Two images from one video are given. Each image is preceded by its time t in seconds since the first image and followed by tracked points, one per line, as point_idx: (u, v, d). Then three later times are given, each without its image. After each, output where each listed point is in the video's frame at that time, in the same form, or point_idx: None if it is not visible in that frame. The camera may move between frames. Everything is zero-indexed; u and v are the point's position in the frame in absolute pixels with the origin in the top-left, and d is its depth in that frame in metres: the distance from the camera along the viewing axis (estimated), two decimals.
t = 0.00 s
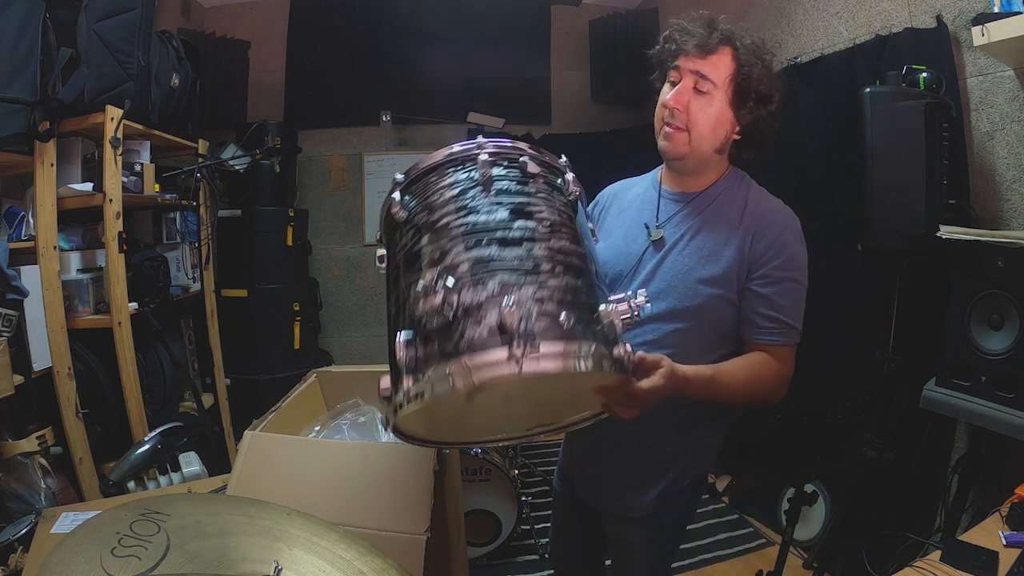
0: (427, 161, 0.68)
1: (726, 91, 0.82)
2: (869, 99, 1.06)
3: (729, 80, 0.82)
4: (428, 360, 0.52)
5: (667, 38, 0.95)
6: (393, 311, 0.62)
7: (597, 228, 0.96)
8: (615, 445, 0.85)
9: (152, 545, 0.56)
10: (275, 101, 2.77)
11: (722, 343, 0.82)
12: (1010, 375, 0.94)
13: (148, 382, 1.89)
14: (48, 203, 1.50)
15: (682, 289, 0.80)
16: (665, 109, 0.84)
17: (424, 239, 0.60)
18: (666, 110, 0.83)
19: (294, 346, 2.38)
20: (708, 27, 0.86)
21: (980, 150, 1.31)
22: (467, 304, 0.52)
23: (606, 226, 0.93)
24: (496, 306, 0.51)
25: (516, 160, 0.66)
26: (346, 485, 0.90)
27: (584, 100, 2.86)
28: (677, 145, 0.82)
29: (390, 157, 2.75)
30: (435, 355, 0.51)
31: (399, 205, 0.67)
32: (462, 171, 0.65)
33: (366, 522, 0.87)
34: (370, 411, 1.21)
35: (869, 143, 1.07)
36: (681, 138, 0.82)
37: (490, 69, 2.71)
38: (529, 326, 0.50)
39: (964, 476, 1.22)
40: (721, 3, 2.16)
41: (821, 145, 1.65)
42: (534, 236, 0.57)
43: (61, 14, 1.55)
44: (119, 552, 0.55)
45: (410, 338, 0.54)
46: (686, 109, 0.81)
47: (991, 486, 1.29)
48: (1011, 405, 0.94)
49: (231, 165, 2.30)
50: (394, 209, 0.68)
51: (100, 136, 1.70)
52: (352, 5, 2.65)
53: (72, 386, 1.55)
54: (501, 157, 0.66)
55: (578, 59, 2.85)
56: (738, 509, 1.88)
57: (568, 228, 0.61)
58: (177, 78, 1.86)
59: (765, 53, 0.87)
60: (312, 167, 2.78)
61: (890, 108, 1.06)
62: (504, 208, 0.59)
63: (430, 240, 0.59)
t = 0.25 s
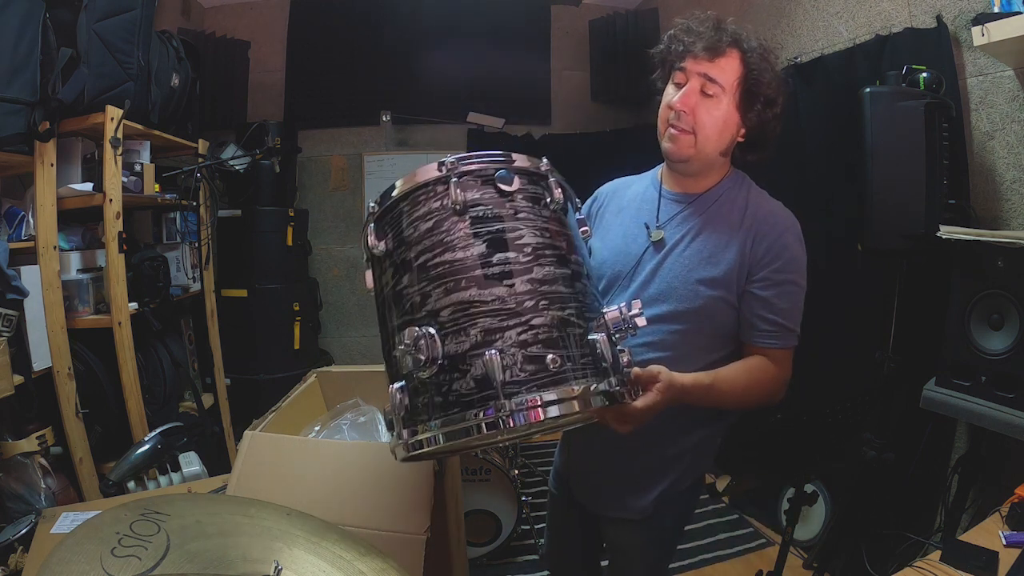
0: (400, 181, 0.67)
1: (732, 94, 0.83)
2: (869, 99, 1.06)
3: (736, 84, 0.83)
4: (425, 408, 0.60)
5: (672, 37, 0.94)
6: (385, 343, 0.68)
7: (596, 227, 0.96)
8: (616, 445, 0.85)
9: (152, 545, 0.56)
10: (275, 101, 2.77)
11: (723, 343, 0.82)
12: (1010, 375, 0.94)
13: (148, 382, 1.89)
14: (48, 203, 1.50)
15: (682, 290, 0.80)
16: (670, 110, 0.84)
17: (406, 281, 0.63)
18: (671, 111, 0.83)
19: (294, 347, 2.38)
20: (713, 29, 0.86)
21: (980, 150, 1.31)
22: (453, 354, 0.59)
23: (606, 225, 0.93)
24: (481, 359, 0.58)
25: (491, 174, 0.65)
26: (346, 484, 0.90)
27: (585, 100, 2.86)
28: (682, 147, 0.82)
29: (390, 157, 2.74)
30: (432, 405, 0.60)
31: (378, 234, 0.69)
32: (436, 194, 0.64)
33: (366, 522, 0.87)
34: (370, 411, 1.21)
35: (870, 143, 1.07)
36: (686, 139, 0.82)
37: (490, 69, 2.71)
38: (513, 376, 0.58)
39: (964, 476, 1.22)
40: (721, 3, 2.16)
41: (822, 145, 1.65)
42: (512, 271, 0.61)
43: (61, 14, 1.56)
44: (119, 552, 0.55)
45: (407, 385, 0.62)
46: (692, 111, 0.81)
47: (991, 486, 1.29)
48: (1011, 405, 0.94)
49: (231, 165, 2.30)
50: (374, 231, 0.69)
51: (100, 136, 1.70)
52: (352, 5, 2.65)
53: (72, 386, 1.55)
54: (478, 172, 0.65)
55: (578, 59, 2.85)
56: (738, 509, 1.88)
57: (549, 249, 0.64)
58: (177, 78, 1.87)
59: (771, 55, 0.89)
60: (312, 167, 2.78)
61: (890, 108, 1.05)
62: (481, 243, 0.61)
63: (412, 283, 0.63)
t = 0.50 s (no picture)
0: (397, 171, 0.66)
1: (725, 92, 0.83)
2: (869, 99, 1.06)
3: (729, 83, 0.84)
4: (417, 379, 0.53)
5: (666, 35, 0.95)
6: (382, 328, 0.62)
7: (591, 229, 0.96)
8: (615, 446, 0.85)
9: (153, 545, 0.56)
10: (275, 101, 2.77)
11: (722, 342, 0.82)
12: (1010, 375, 0.94)
13: (148, 382, 1.89)
14: (48, 203, 1.50)
15: (680, 289, 0.80)
16: (663, 109, 0.83)
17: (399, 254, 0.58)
18: (664, 110, 0.82)
19: (294, 346, 2.38)
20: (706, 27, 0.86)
21: (980, 150, 1.31)
22: (449, 315, 0.51)
23: (601, 226, 0.93)
24: (477, 318, 0.50)
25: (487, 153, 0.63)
26: (346, 484, 0.90)
27: (585, 100, 2.86)
28: (676, 145, 0.82)
29: (390, 157, 2.74)
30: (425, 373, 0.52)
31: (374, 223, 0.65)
32: (431, 172, 0.62)
33: (367, 521, 0.87)
34: (370, 411, 1.21)
35: (869, 144, 1.07)
36: (680, 138, 0.82)
37: (490, 69, 2.71)
38: (514, 333, 0.49)
39: (964, 475, 1.22)
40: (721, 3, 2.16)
41: (822, 145, 1.65)
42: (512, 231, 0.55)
43: (62, 14, 1.56)
44: (119, 552, 0.55)
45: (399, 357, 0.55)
46: (685, 110, 0.81)
47: (991, 486, 1.29)
48: (1011, 405, 0.94)
49: (231, 165, 2.30)
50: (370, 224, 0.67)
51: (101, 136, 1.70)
52: (352, 5, 2.65)
53: (72, 386, 1.55)
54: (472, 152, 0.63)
55: (578, 59, 2.85)
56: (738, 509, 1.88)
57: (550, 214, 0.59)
58: (177, 78, 1.87)
59: (764, 53, 0.89)
60: (312, 167, 2.78)
61: (890, 108, 1.06)
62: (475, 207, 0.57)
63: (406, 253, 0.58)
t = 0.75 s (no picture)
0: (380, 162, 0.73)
1: (704, 91, 0.81)
2: (869, 99, 1.06)
3: (707, 81, 0.81)
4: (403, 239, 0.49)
5: (642, 37, 0.93)
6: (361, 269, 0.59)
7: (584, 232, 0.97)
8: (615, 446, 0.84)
9: (152, 545, 0.56)
10: (274, 101, 2.77)
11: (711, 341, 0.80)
12: (1010, 375, 0.94)
13: (148, 382, 1.89)
14: (48, 203, 1.50)
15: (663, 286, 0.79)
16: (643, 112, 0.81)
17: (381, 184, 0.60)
18: (644, 113, 0.81)
19: (294, 346, 2.38)
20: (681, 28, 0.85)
21: (980, 150, 1.31)
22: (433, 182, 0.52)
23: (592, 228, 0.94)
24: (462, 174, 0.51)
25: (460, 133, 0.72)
26: (345, 484, 0.89)
27: (585, 100, 2.86)
28: (660, 147, 0.80)
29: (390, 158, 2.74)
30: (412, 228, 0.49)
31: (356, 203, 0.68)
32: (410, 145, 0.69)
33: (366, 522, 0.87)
34: (370, 412, 1.21)
35: (869, 144, 1.07)
36: (662, 140, 0.80)
37: (490, 69, 2.71)
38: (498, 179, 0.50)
39: (964, 476, 1.22)
40: (721, 4, 2.16)
41: (822, 145, 1.65)
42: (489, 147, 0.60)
43: (62, 14, 1.55)
44: (119, 552, 0.55)
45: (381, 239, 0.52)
46: (665, 111, 0.79)
47: (991, 486, 1.29)
48: (1011, 405, 0.94)
49: (231, 165, 2.30)
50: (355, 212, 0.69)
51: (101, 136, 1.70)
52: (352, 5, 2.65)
53: (72, 386, 1.55)
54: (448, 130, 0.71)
55: (578, 60, 2.85)
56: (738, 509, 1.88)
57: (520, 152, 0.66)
58: (177, 78, 1.87)
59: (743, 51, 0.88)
60: (312, 167, 2.78)
61: (890, 108, 1.06)
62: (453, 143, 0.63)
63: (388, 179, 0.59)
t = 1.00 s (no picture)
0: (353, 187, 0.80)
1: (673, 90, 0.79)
2: (869, 99, 1.06)
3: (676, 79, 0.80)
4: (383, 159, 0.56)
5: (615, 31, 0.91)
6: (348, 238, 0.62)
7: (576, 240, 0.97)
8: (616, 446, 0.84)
9: (152, 545, 0.56)
10: (275, 101, 2.77)
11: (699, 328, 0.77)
12: (1010, 374, 0.94)
13: (148, 382, 1.89)
14: (48, 203, 1.50)
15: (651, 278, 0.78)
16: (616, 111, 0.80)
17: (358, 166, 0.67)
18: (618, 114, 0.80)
19: (294, 346, 2.38)
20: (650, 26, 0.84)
21: (979, 150, 1.31)
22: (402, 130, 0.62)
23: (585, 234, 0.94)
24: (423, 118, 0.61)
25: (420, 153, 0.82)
26: (345, 484, 0.89)
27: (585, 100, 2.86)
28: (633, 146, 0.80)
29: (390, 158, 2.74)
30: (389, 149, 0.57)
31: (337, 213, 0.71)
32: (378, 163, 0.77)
33: (367, 522, 0.87)
34: (370, 412, 1.21)
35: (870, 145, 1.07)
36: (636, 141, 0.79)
37: (490, 69, 2.71)
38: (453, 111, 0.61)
39: (965, 476, 1.22)
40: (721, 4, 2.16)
41: (822, 145, 1.65)
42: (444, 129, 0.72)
43: (62, 14, 1.55)
44: (119, 552, 0.54)
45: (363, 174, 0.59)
46: (636, 111, 0.78)
47: (991, 486, 1.29)
48: (1011, 405, 0.94)
49: (231, 165, 2.30)
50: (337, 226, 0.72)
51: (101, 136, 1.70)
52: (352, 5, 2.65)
53: (72, 386, 1.55)
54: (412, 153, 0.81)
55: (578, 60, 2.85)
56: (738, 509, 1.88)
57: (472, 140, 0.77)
58: (177, 78, 1.86)
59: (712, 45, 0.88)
60: (312, 167, 2.78)
61: (890, 108, 1.06)
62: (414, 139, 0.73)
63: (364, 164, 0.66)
